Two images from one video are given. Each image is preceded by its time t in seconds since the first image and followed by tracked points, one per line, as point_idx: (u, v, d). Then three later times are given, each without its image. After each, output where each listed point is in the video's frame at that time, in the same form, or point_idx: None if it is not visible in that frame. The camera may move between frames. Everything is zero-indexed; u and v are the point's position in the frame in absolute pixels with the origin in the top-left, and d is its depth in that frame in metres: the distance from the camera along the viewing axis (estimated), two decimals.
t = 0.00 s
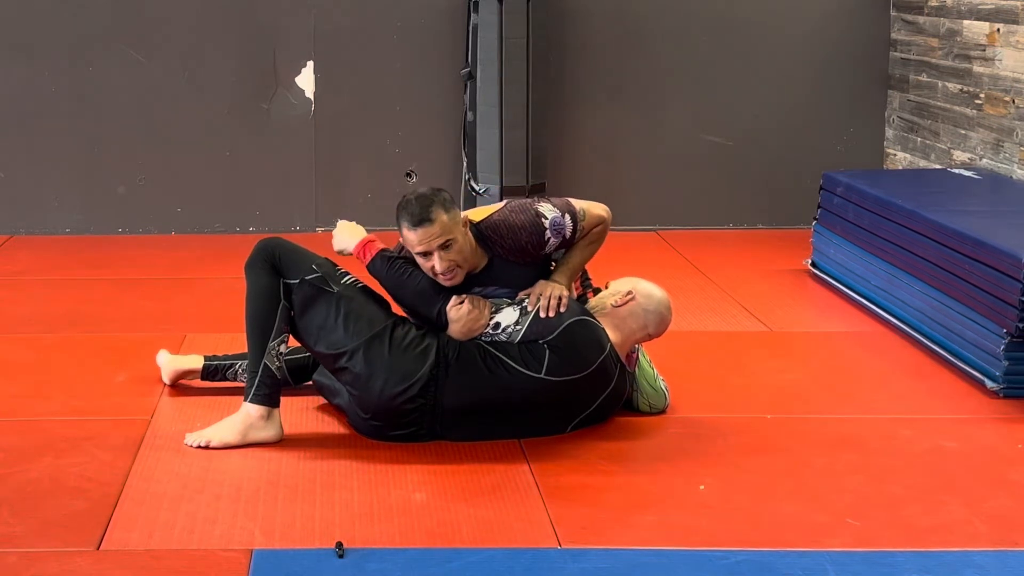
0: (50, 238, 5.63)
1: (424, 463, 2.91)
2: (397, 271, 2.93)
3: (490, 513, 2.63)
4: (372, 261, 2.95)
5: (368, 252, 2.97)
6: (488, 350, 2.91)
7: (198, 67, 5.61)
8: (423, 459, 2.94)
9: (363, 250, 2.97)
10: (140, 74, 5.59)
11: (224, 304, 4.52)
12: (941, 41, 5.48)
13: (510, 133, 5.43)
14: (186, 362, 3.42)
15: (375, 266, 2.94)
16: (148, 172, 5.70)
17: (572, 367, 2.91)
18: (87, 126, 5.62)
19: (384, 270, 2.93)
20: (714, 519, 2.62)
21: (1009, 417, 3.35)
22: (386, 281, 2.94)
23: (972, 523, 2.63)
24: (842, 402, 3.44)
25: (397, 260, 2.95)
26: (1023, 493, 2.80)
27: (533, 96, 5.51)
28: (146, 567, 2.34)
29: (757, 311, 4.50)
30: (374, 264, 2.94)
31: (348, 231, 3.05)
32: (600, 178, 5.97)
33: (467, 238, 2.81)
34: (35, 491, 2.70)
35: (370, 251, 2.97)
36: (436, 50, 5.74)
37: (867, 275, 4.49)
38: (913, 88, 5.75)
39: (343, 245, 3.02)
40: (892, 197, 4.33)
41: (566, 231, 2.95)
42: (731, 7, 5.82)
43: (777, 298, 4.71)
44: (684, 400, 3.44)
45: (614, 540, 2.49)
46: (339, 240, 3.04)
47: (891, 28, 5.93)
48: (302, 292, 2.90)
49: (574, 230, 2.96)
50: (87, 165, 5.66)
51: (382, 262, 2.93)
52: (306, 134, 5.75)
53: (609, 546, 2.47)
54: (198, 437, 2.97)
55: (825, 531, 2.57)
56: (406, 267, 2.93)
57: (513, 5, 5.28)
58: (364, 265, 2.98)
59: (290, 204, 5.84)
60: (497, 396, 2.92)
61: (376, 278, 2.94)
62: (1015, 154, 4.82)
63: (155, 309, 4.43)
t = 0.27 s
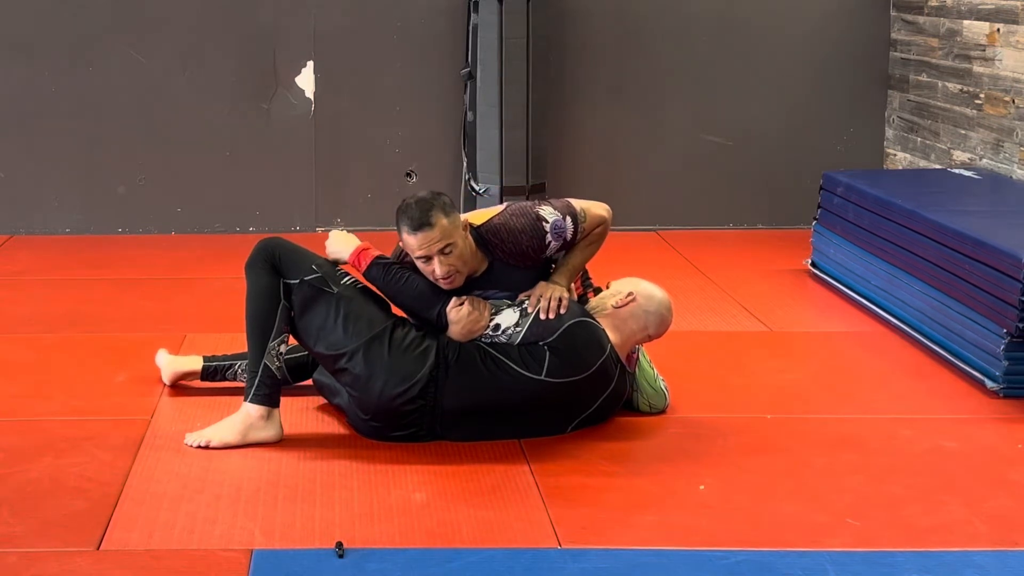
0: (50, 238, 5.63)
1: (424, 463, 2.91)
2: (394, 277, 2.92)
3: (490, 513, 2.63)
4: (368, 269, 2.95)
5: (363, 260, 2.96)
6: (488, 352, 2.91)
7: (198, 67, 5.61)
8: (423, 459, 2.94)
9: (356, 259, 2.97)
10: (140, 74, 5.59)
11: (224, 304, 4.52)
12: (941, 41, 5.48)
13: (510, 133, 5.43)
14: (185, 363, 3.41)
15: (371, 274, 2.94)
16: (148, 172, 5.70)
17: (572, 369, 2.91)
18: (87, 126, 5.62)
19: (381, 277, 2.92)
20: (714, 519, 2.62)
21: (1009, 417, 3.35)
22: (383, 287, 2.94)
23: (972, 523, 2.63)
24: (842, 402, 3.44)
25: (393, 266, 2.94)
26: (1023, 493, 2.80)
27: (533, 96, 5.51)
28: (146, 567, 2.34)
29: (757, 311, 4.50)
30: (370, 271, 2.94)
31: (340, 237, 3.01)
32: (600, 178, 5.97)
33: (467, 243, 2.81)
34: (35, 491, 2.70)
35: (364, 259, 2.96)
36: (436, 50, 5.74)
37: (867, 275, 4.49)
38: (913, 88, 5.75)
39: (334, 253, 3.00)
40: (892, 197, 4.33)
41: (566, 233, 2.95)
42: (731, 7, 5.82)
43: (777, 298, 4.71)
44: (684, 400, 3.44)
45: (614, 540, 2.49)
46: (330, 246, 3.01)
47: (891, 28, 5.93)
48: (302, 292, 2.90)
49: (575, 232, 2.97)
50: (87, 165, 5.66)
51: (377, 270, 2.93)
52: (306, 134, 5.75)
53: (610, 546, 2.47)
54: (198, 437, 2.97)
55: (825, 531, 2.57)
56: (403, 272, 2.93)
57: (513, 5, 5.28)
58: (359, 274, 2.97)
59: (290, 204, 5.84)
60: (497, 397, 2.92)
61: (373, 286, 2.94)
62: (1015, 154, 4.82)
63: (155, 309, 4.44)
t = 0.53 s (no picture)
0: (50, 238, 5.63)
1: (424, 464, 2.91)
2: (394, 278, 2.91)
3: (490, 513, 2.63)
4: (367, 270, 2.93)
5: (362, 261, 2.94)
6: (489, 353, 2.91)
7: (198, 67, 5.61)
8: (423, 459, 2.94)
9: (355, 261, 2.95)
10: (140, 74, 5.59)
11: (224, 304, 4.52)
12: (942, 41, 5.48)
13: (510, 133, 5.43)
14: (183, 367, 3.40)
15: (371, 275, 2.93)
16: (148, 172, 5.70)
17: (572, 370, 2.91)
18: (87, 126, 5.62)
19: (381, 279, 2.91)
20: (714, 519, 2.62)
21: (1009, 417, 3.35)
22: (383, 288, 2.92)
23: (972, 523, 2.63)
24: (842, 402, 3.44)
25: (394, 267, 2.93)
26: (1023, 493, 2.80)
27: (533, 96, 5.50)
28: (146, 567, 2.34)
29: (757, 312, 4.50)
30: (370, 272, 2.93)
31: (340, 238, 3.00)
32: (600, 178, 5.97)
33: (467, 244, 2.81)
34: (35, 491, 2.70)
35: (364, 261, 2.94)
36: (436, 50, 5.74)
37: (867, 275, 4.49)
38: (913, 88, 5.75)
39: (333, 254, 2.98)
40: (892, 197, 4.33)
41: (566, 234, 2.95)
42: (731, 7, 5.82)
43: (777, 298, 4.71)
44: (684, 400, 3.44)
45: (613, 541, 2.49)
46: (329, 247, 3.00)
47: (891, 28, 5.93)
48: (301, 293, 2.90)
49: (574, 233, 2.96)
50: (87, 165, 5.66)
51: (377, 271, 2.92)
52: (306, 134, 5.75)
53: (609, 546, 2.47)
54: (198, 437, 2.97)
55: (824, 531, 2.57)
56: (403, 273, 2.92)
57: (513, 5, 5.28)
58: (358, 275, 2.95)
59: (290, 204, 5.84)
60: (497, 398, 2.92)
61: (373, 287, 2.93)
62: (1015, 154, 4.82)
63: (155, 309, 4.44)
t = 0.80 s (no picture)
0: (50, 238, 5.63)
1: (424, 464, 2.91)
2: (394, 280, 2.90)
3: (490, 514, 2.62)
4: (367, 272, 2.92)
5: (362, 264, 2.94)
6: (490, 353, 2.91)
7: (198, 67, 5.61)
8: (423, 459, 2.94)
9: (355, 264, 2.95)
10: (140, 74, 5.59)
11: (224, 304, 4.52)
12: (942, 41, 5.48)
13: (510, 133, 5.43)
14: (183, 368, 3.40)
15: (371, 278, 2.91)
16: (148, 172, 5.70)
17: (573, 371, 2.91)
18: (87, 126, 5.62)
19: (381, 282, 2.90)
20: (714, 519, 2.62)
21: (1009, 417, 3.35)
22: (383, 290, 2.91)
23: (972, 523, 2.62)
24: (842, 402, 3.44)
25: (393, 269, 2.92)
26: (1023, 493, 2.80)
27: (533, 96, 5.51)
28: (146, 567, 2.34)
29: (757, 312, 4.50)
30: (370, 275, 2.91)
31: (340, 241, 3.01)
32: (599, 178, 5.97)
33: (466, 240, 2.81)
34: (35, 491, 2.70)
35: (363, 264, 2.94)
36: (436, 50, 5.74)
37: (867, 275, 4.49)
38: (913, 88, 5.75)
39: (333, 255, 2.99)
40: (892, 197, 4.33)
41: (558, 221, 2.91)
42: (731, 7, 5.82)
43: (777, 298, 4.70)
44: (684, 400, 3.44)
45: (613, 541, 2.49)
46: (329, 249, 3.01)
47: (891, 28, 5.93)
48: (301, 293, 2.89)
49: (568, 220, 2.92)
50: (86, 165, 5.66)
51: (377, 274, 2.91)
52: (306, 134, 5.75)
53: (609, 546, 2.47)
54: (198, 437, 2.97)
55: (825, 531, 2.57)
56: (403, 275, 2.91)
57: (513, 5, 5.28)
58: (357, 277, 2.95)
59: (290, 204, 5.84)
60: (498, 398, 2.92)
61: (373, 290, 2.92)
62: (1015, 154, 4.82)
63: (155, 309, 4.43)
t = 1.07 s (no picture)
0: (50, 238, 5.63)
1: (424, 463, 2.91)
2: (393, 281, 2.89)
3: (490, 513, 2.62)
4: (366, 273, 2.91)
5: (360, 266, 2.93)
6: (491, 351, 2.91)
7: (198, 67, 5.61)
8: (423, 458, 2.94)
9: (353, 265, 2.93)
10: (140, 74, 5.59)
11: (224, 303, 4.52)
12: (942, 41, 5.48)
13: (510, 133, 5.43)
14: (184, 368, 3.40)
15: (370, 279, 2.90)
16: (148, 172, 5.70)
17: (573, 368, 2.92)
18: (87, 126, 5.62)
19: (380, 283, 2.89)
20: (714, 519, 2.62)
21: (1009, 417, 3.35)
22: (383, 290, 2.90)
23: (972, 523, 2.63)
24: (842, 402, 3.44)
25: (392, 269, 2.91)
26: (1023, 493, 2.80)
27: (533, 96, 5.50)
28: (145, 567, 2.34)
29: (757, 312, 4.50)
30: (369, 275, 2.90)
31: (338, 241, 3.00)
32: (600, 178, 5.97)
33: (466, 235, 2.81)
34: (35, 491, 2.70)
35: (361, 265, 2.92)
36: (436, 50, 5.74)
37: (867, 275, 4.49)
38: (913, 88, 5.75)
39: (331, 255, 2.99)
40: (892, 197, 4.33)
41: (554, 208, 2.84)
42: (731, 8, 5.82)
43: (777, 298, 4.70)
44: (684, 400, 3.44)
45: (613, 541, 2.49)
46: (328, 250, 3.01)
47: (891, 28, 5.93)
48: (301, 293, 2.90)
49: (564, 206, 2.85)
50: (86, 165, 5.66)
51: (377, 275, 2.90)
52: (306, 134, 5.75)
53: (609, 546, 2.47)
54: (198, 437, 2.97)
55: (825, 531, 2.57)
56: (402, 276, 2.90)
57: (513, 6, 5.28)
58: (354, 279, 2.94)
59: (290, 204, 5.84)
60: (498, 396, 2.92)
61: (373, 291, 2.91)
62: (1015, 154, 4.82)
63: (155, 309, 4.43)
